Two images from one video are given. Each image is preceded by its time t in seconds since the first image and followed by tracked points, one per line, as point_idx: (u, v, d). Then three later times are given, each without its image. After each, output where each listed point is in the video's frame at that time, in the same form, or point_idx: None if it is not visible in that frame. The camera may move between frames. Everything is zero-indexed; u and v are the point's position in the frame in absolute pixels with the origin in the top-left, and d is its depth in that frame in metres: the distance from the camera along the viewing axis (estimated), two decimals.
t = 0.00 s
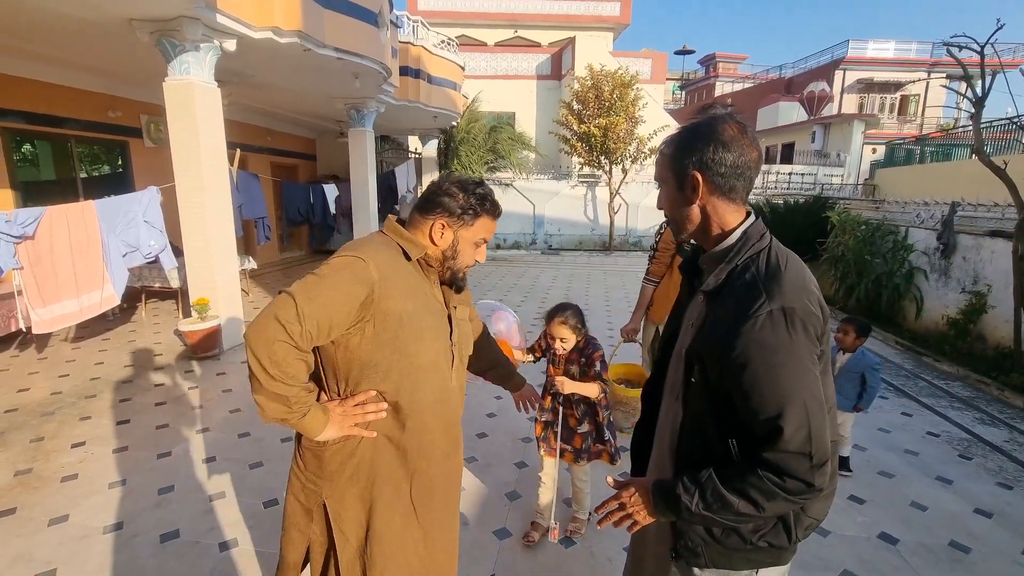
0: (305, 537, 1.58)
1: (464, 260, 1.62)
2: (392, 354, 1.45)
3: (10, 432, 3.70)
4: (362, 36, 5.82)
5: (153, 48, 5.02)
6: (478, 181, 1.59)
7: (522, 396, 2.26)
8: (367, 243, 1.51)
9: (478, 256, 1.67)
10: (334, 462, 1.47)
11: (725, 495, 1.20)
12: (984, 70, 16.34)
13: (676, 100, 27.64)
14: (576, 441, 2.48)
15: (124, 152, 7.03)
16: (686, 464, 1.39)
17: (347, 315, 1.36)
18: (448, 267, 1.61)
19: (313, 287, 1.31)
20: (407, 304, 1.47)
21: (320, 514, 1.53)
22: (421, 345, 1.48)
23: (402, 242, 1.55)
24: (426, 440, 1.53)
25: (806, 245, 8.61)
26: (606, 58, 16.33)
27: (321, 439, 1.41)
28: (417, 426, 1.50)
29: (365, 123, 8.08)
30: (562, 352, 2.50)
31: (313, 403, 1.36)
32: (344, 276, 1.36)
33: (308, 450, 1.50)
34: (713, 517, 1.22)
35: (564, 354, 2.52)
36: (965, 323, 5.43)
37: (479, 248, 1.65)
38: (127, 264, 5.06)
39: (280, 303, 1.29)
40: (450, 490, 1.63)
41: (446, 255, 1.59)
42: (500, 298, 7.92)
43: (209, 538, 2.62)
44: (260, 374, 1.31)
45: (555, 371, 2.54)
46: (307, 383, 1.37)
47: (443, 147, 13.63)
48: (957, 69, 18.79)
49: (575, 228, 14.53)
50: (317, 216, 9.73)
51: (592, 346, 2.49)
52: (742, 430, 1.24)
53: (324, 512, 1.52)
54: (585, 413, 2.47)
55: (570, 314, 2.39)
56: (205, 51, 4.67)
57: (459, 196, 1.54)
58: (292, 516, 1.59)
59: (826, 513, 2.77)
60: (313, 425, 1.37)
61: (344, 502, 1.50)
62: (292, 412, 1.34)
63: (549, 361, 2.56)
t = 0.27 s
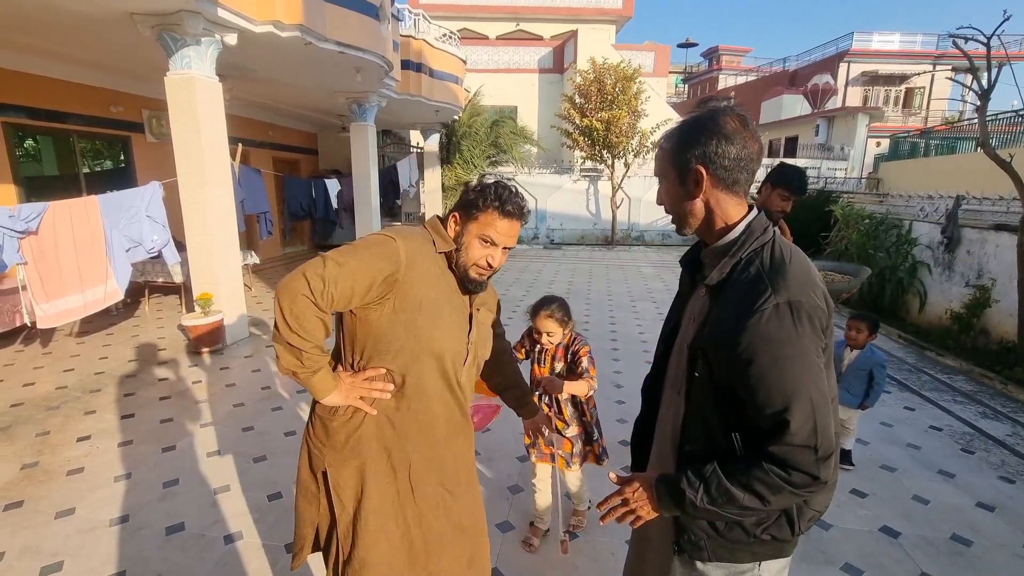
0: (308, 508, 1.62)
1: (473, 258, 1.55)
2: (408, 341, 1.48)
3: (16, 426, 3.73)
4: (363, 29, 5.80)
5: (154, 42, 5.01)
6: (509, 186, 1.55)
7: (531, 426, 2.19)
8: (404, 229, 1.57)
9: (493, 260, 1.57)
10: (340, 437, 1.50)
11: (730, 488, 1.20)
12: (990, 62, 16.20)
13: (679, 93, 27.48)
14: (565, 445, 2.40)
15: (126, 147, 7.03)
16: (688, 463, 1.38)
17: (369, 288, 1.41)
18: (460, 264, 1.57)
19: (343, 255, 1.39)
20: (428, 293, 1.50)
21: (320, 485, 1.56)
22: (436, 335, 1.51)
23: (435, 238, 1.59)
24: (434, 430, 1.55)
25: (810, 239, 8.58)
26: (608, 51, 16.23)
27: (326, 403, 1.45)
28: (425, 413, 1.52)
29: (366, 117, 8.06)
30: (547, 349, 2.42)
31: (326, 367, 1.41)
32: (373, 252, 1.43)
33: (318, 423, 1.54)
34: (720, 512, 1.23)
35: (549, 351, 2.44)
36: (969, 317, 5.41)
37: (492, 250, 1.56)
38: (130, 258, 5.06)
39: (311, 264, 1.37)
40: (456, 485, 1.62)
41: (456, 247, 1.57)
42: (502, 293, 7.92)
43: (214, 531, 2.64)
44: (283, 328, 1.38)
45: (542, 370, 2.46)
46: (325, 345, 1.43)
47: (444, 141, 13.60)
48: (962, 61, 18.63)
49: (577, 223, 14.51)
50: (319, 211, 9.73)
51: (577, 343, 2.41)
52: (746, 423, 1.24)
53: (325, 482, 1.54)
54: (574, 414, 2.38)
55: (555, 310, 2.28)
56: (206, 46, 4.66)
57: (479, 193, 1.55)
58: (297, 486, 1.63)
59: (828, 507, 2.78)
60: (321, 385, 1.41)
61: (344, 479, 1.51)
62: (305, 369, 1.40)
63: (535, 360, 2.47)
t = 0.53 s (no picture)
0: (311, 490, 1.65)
1: (488, 258, 1.56)
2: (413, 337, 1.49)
3: (20, 422, 3.75)
4: (364, 25, 5.79)
5: (155, 39, 5.01)
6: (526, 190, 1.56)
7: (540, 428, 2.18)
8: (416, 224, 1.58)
9: (508, 259, 1.58)
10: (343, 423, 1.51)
11: (734, 481, 1.21)
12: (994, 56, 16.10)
13: (681, 88, 27.38)
14: (563, 445, 2.35)
15: (128, 145, 7.04)
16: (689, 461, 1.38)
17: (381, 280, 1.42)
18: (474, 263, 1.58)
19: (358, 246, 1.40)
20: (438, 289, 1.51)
21: (324, 474, 1.58)
22: (445, 331, 1.52)
23: (451, 235, 1.60)
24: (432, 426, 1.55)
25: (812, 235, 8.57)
26: (609, 47, 16.18)
27: (331, 388, 1.46)
28: (430, 407, 1.53)
29: (367, 113, 8.05)
30: (545, 345, 2.42)
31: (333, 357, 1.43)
32: (386, 245, 1.44)
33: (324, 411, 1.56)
34: (724, 505, 1.23)
35: (547, 347, 2.43)
36: (972, 312, 5.39)
37: (506, 250, 1.56)
38: (133, 256, 5.05)
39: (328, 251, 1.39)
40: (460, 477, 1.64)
41: (473, 249, 1.57)
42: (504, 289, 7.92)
43: (218, 526, 2.66)
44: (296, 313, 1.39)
45: (540, 367, 2.45)
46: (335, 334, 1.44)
47: (446, 138, 13.59)
48: (966, 55, 18.52)
49: (578, 219, 14.50)
50: (321, 207, 9.74)
51: (573, 340, 2.41)
52: (752, 418, 1.25)
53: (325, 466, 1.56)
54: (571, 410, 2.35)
55: (553, 303, 2.27)
56: (207, 42, 4.66)
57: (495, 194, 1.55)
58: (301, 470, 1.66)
59: (829, 502, 2.79)
60: (330, 370, 1.43)
61: (342, 464, 1.52)
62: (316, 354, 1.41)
63: (533, 358, 2.46)
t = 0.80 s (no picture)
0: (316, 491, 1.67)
1: (500, 262, 1.64)
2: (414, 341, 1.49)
3: (18, 424, 3.75)
4: (359, 24, 5.78)
5: (149, 39, 4.99)
6: (527, 193, 1.60)
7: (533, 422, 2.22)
8: (413, 225, 1.58)
9: (515, 261, 1.69)
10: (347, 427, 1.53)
11: (732, 476, 1.22)
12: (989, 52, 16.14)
13: (678, 85, 27.39)
14: (558, 447, 2.36)
15: (123, 145, 7.02)
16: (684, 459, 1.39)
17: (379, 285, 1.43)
18: (483, 266, 1.64)
19: (354, 254, 1.41)
20: (437, 290, 1.52)
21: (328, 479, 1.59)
22: (446, 331, 1.53)
23: (448, 235, 1.59)
24: (430, 433, 1.55)
25: (809, 232, 8.59)
26: (605, 44, 16.17)
27: (315, 415, 1.46)
28: (431, 405, 1.55)
29: (363, 112, 8.03)
30: (545, 344, 2.43)
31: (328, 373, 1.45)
32: (383, 247, 1.45)
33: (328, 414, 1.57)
34: (723, 500, 1.25)
35: (547, 345, 2.44)
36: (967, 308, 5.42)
37: (516, 256, 1.66)
38: (130, 256, 5.08)
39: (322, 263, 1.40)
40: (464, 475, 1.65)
41: (485, 257, 1.61)
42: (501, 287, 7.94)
43: (217, 525, 2.66)
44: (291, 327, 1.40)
45: (539, 365, 2.46)
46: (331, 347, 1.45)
47: (442, 136, 13.58)
48: (961, 51, 18.56)
49: (575, 217, 14.51)
50: (318, 207, 9.73)
51: (574, 339, 2.41)
52: (748, 413, 1.26)
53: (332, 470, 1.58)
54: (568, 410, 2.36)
55: (552, 302, 2.28)
56: (202, 42, 4.65)
57: (504, 198, 1.56)
58: (304, 468, 1.67)
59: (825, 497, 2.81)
60: (318, 395, 1.44)
61: (353, 468, 1.55)
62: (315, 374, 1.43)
63: (532, 356, 2.48)
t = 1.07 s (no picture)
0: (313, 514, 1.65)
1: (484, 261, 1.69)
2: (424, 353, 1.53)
3: (8, 432, 3.71)
4: (347, 25, 5.76)
5: (135, 42, 4.96)
6: (509, 193, 1.63)
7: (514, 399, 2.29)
8: (398, 232, 1.55)
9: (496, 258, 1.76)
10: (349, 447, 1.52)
11: (727, 469, 1.23)
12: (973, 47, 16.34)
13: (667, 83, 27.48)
14: (553, 445, 2.38)
15: (110, 149, 6.97)
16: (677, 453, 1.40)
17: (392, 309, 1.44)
18: (469, 266, 1.69)
19: (361, 282, 1.39)
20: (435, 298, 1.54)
21: (330, 494, 1.58)
22: (443, 332, 1.56)
23: (430, 236, 1.59)
24: (450, 434, 1.64)
25: (797, 227, 8.66)
26: (594, 43, 16.21)
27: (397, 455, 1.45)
28: (426, 403, 1.57)
29: (353, 113, 8.01)
30: (542, 343, 2.45)
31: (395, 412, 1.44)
32: (385, 266, 1.43)
33: (325, 435, 1.55)
34: (715, 490, 1.26)
35: (544, 344, 2.46)
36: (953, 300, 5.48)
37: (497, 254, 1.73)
38: (118, 261, 5.06)
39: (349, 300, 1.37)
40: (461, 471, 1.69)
41: (471, 258, 1.66)
42: (494, 287, 7.95)
43: (211, 530, 2.66)
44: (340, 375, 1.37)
45: (535, 364, 2.50)
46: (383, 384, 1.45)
47: (432, 136, 13.57)
48: (946, 46, 18.75)
49: (567, 215, 14.55)
50: (308, 209, 9.69)
51: (573, 337, 2.41)
52: (737, 405, 1.28)
53: (337, 493, 1.56)
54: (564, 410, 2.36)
55: (548, 305, 2.27)
56: (188, 45, 4.62)
57: (492, 198, 1.58)
58: (299, 493, 1.65)
59: (816, 489, 2.84)
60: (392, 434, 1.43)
61: (360, 485, 1.55)
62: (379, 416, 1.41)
63: (530, 355, 2.51)
